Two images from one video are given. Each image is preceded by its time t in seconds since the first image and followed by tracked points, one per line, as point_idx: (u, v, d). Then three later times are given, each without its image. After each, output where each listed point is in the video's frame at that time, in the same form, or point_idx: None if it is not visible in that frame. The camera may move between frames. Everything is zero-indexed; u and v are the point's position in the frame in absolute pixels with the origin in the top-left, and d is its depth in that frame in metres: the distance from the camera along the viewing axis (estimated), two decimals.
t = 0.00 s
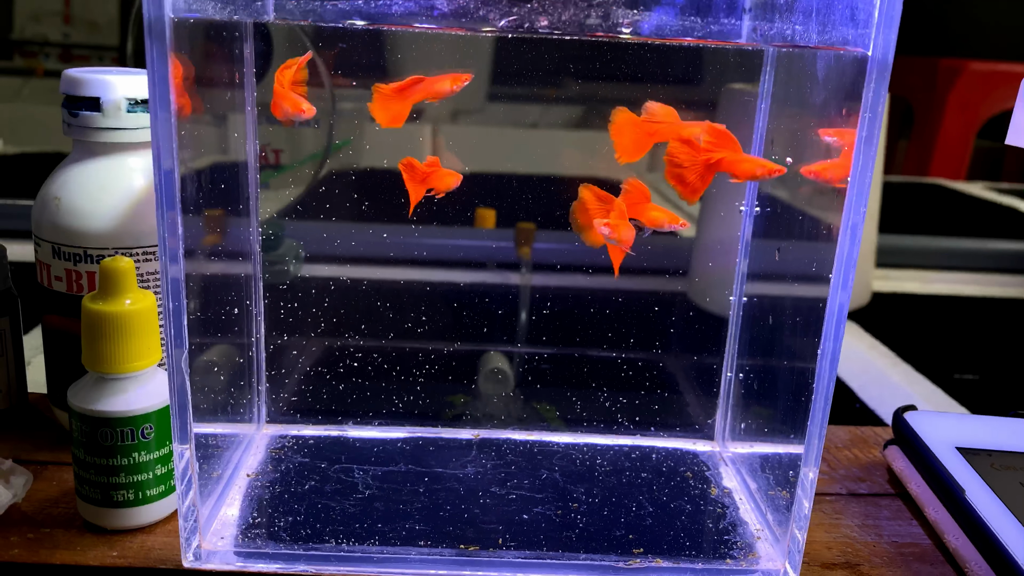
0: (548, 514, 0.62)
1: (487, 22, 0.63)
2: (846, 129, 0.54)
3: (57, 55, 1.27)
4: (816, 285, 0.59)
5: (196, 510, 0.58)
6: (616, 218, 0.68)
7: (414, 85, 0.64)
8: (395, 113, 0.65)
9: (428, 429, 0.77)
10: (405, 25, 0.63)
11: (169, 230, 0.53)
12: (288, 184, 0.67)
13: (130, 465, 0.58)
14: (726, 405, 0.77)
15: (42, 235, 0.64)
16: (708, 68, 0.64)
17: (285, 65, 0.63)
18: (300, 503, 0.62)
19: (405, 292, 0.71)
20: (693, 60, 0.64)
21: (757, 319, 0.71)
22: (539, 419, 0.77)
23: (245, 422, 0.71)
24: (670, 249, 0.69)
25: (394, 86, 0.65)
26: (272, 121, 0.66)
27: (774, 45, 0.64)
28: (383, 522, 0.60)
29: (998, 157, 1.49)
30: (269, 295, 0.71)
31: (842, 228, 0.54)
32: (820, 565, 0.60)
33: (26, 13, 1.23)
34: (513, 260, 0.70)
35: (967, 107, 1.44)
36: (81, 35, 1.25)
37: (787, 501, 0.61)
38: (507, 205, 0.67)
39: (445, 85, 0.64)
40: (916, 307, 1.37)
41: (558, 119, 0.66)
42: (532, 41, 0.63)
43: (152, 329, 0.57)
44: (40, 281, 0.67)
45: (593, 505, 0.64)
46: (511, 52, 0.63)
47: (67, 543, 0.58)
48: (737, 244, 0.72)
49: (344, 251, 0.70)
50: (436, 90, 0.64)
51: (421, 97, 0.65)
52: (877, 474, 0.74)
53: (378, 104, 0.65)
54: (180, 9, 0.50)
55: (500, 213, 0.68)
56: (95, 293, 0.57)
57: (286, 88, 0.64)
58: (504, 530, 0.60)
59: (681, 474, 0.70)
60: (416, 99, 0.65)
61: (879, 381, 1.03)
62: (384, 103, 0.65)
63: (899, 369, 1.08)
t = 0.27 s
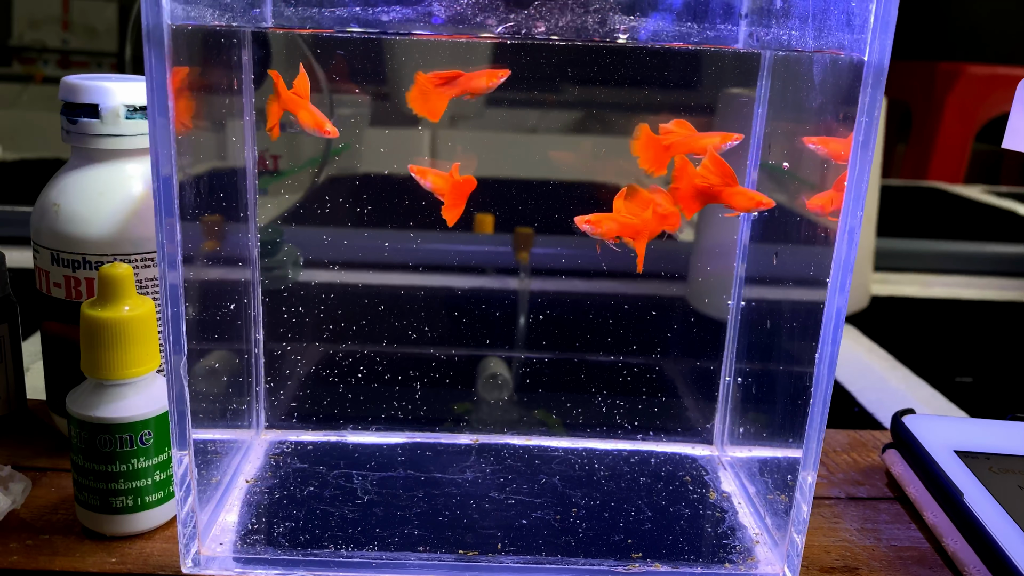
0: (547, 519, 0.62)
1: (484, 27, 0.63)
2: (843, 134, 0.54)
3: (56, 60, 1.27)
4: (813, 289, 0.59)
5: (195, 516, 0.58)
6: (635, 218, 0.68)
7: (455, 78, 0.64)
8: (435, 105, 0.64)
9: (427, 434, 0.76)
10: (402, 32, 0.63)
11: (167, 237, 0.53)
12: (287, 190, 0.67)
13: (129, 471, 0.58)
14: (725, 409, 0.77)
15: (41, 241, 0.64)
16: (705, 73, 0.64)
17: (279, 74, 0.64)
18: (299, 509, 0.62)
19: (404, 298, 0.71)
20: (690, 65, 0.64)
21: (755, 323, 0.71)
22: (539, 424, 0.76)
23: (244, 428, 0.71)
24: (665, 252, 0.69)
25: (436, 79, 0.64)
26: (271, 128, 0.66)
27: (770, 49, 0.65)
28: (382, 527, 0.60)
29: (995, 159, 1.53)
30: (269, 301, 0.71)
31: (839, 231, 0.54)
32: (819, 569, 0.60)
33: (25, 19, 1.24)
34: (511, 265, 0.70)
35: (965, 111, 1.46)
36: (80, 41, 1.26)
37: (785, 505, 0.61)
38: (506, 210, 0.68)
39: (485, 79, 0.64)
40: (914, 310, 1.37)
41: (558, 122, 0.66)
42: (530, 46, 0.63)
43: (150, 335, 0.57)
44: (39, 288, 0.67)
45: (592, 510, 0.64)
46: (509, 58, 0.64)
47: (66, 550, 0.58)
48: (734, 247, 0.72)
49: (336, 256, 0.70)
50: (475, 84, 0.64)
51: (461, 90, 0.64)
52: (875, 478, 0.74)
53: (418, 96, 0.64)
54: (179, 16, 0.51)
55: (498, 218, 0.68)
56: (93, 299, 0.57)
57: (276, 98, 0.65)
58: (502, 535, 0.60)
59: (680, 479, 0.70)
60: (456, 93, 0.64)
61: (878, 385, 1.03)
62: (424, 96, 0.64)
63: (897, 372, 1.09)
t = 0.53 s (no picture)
0: (538, 521, 0.62)
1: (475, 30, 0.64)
2: (831, 136, 0.54)
3: (54, 65, 1.28)
4: (803, 291, 0.59)
5: (187, 518, 0.58)
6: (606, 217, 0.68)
7: (485, 71, 0.65)
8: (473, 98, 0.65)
9: (421, 436, 0.77)
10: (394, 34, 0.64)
11: (159, 240, 0.53)
12: (280, 193, 0.68)
13: (121, 474, 0.58)
14: (717, 411, 0.77)
15: (34, 244, 0.65)
16: (697, 75, 0.65)
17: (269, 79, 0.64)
18: (291, 511, 0.62)
19: (399, 300, 0.72)
20: (681, 68, 0.64)
21: (746, 326, 0.71)
22: (532, 427, 0.77)
23: (237, 430, 0.72)
24: (658, 258, 0.70)
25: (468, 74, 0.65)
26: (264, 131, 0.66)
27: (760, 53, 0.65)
28: (374, 530, 0.60)
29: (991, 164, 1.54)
30: (262, 303, 0.71)
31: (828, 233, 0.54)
32: (809, 571, 0.61)
33: (24, 23, 1.26)
34: (504, 268, 0.70)
35: (959, 114, 1.48)
36: (78, 46, 1.26)
37: (776, 507, 0.61)
38: (497, 213, 0.68)
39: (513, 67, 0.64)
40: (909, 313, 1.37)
41: (558, 127, 0.66)
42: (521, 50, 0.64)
43: (142, 338, 0.58)
44: (32, 291, 0.67)
45: (584, 511, 0.64)
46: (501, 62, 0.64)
47: (58, 552, 0.58)
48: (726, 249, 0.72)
49: (337, 259, 0.70)
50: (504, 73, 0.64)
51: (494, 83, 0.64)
52: (867, 480, 0.74)
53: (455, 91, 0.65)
54: (169, 21, 0.51)
55: (490, 221, 0.68)
56: (86, 302, 0.57)
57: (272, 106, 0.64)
58: (494, 537, 0.60)
59: (672, 481, 0.70)
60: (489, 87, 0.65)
61: (872, 387, 1.03)
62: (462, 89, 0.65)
63: (891, 374, 1.09)
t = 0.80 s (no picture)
0: (539, 518, 0.62)
1: (475, 28, 0.63)
2: (833, 133, 0.54)
3: (51, 67, 1.28)
4: (804, 287, 0.59)
5: (188, 517, 0.58)
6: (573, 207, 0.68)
7: (522, 61, 0.64)
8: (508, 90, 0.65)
9: (421, 434, 0.76)
10: (395, 30, 0.63)
11: (160, 239, 0.53)
12: (281, 192, 0.68)
13: (121, 472, 0.58)
14: (717, 409, 0.77)
15: (33, 242, 0.64)
16: (697, 74, 0.65)
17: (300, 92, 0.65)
18: (292, 509, 0.62)
19: (398, 300, 0.72)
20: (681, 65, 0.64)
21: (747, 323, 0.71)
22: (533, 425, 0.76)
23: (237, 429, 0.71)
24: (660, 252, 0.70)
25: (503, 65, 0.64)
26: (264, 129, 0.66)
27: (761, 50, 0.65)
28: (375, 527, 0.60)
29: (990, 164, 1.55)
30: (261, 304, 0.71)
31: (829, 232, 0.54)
32: (811, 568, 0.60)
33: (21, 25, 1.25)
34: (504, 266, 0.70)
35: (958, 114, 1.48)
36: (76, 47, 1.26)
37: (777, 504, 0.61)
38: (498, 211, 0.68)
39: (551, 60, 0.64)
40: (908, 313, 1.38)
41: (553, 129, 0.66)
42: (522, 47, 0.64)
43: (143, 336, 0.58)
44: (31, 289, 0.67)
45: (585, 509, 0.64)
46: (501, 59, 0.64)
47: (58, 551, 0.58)
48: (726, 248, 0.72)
49: (334, 260, 0.70)
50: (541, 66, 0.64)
51: (531, 75, 0.64)
52: (868, 478, 0.74)
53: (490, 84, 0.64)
54: (169, 17, 0.51)
55: (491, 219, 0.68)
56: (86, 299, 0.57)
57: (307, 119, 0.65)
58: (495, 534, 0.60)
59: (673, 478, 0.70)
60: (526, 78, 0.64)
61: (871, 386, 1.03)
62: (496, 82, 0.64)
63: (890, 374, 1.09)
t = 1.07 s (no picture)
0: (532, 510, 0.62)
1: (467, 18, 0.63)
2: (824, 123, 0.54)
3: (48, 66, 1.28)
4: (796, 278, 0.59)
5: (179, 509, 0.58)
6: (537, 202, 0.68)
7: (548, 51, 0.63)
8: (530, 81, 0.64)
9: (413, 428, 0.77)
10: (388, 20, 0.63)
11: (152, 235, 0.52)
12: (273, 185, 0.67)
13: (113, 464, 0.58)
14: (710, 401, 0.77)
15: (25, 235, 0.64)
16: (692, 67, 0.64)
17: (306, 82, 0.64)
18: (284, 501, 0.62)
19: (391, 295, 0.72)
20: (674, 58, 0.64)
21: (740, 316, 0.71)
22: (526, 419, 0.77)
23: (230, 422, 0.71)
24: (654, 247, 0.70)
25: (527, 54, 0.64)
26: (256, 123, 0.66)
27: (754, 39, 0.65)
28: (367, 520, 0.60)
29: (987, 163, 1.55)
30: (253, 299, 0.71)
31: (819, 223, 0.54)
32: (804, 559, 0.60)
33: (17, 25, 1.26)
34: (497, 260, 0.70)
35: (954, 111, 1.49)
36: (72, 46, 1.26)
37: (770, 495, 0.61)
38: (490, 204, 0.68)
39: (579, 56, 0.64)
40: (903, 309, 1.38)
41: (549, 128, 0.66)
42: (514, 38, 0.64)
43: (134, 327, 0.57)
44: (23, 282, 0.66)
45: (577, 501, 0.64)
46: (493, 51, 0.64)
47: (49, 543, 0.58)
48: (718, 242, 0.72)
49: (325, 257, 0.70)
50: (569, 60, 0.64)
51: (556, 69, 0.64)
52: (862, 470, 0.74)
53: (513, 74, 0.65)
54: (159, 6, 0.50)
55: (483, 211, 0.68)
56: (76, 291, 0.57)
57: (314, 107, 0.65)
58: (487, 526, 0.60)
59: (666, 471, 0.70)
60: (550, 71, 0.64)
61: (866, 381, 1.03)
62: (520, 70, 0.64)
63: (885, 369, 1.09)
